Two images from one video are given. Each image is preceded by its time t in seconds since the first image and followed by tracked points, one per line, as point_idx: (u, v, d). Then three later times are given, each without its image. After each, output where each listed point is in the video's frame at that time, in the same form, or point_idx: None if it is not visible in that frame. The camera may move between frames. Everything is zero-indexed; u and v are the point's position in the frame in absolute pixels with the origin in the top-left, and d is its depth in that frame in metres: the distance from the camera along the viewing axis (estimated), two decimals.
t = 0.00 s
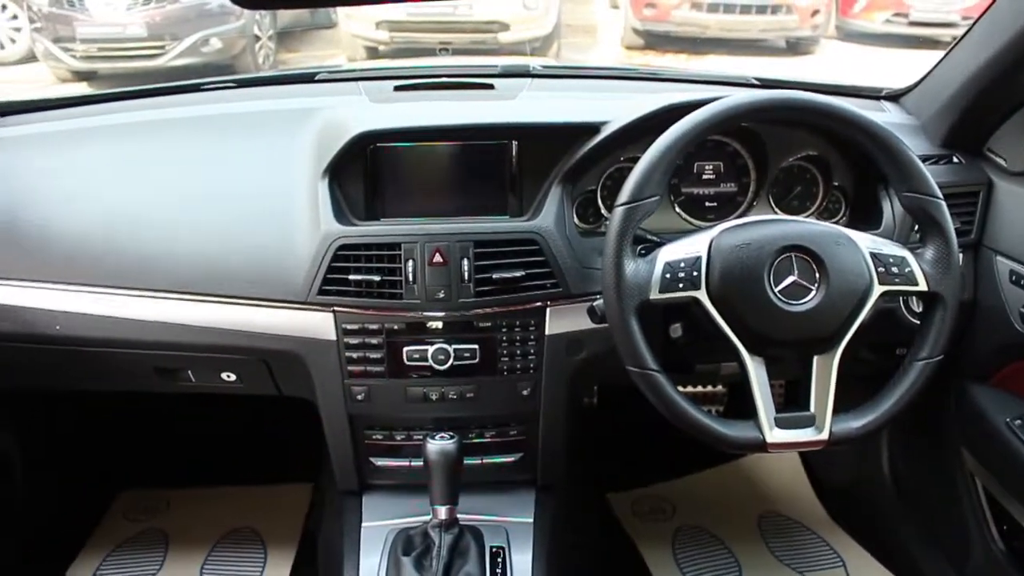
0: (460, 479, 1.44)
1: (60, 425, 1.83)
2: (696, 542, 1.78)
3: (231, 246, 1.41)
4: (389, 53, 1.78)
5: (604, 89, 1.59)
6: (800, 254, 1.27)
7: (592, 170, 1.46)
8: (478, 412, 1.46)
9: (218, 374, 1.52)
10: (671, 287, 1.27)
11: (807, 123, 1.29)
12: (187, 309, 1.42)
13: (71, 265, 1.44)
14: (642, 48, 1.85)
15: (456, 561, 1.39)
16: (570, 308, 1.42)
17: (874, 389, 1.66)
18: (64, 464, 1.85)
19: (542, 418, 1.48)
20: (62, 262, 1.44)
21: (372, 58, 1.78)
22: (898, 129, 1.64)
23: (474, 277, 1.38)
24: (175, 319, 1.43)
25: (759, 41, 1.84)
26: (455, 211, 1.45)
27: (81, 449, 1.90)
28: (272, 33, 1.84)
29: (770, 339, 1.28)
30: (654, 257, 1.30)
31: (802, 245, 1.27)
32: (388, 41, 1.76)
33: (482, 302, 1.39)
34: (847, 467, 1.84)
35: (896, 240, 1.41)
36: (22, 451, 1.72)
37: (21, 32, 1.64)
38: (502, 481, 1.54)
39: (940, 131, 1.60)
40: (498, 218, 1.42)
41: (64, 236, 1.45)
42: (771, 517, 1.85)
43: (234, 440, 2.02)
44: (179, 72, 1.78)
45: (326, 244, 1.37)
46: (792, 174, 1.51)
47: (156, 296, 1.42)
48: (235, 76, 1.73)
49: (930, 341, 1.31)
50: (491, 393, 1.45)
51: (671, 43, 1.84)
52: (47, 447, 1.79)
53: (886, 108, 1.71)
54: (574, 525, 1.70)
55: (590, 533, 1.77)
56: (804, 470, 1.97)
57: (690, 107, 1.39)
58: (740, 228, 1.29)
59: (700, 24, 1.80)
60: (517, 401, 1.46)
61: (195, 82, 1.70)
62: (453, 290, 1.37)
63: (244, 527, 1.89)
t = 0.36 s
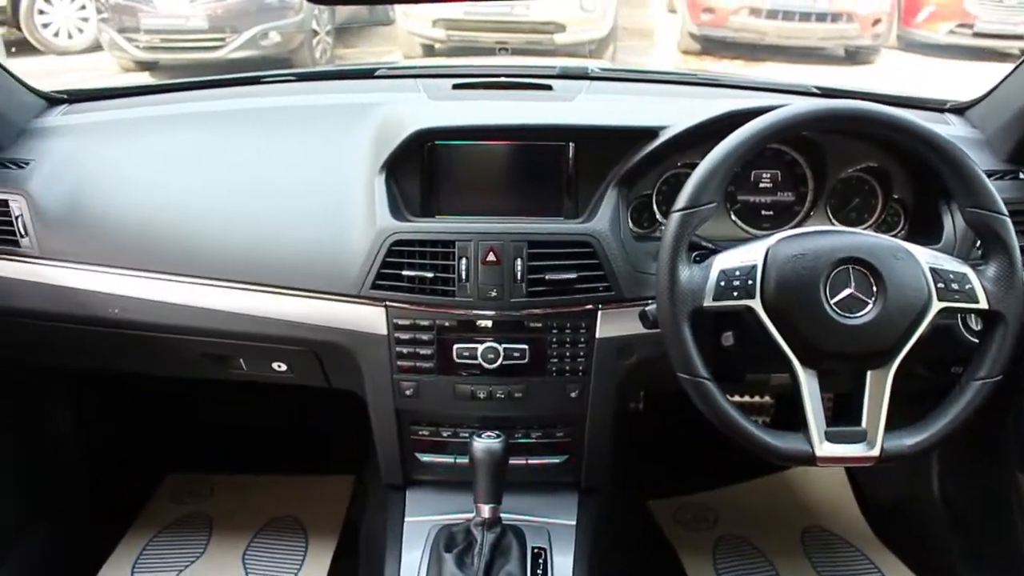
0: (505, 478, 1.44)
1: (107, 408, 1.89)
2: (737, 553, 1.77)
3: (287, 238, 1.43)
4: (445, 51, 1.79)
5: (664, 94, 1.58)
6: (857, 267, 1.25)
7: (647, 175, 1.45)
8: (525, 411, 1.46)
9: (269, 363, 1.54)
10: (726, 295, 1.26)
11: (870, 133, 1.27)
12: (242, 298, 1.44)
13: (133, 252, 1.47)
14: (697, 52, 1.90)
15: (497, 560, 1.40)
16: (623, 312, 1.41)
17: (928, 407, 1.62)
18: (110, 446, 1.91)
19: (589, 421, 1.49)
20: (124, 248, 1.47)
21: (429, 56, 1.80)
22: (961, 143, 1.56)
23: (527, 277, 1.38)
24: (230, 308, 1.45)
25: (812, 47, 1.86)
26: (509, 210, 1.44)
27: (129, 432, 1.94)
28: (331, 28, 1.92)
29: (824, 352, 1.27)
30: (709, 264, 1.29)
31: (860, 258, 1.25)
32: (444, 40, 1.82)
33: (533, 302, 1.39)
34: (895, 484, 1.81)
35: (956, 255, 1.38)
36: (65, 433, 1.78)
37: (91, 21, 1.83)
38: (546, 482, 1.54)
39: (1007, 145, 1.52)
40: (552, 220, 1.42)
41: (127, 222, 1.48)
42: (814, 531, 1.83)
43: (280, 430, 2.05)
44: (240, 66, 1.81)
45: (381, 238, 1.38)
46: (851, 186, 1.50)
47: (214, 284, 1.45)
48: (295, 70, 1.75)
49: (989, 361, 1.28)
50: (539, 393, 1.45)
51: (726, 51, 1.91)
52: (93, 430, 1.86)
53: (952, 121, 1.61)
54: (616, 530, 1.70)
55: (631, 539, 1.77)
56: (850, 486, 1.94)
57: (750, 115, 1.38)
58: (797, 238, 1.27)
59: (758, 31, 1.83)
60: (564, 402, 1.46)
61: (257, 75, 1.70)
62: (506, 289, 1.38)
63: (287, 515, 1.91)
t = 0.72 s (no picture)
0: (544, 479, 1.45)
1: (153, 397, 1.91)
2: (773, 564, 1.75)
3: (336, 232, 1.44)
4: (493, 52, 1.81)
5: (717, 99, 1.56)
6: (910, 279, 1.23)
7: (697, 181, 1.44)
8: (566, 413, 1.46)
9: (313, 356, 1.55)
10: (773, 303, 1.25)
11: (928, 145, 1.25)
12: (290, 291, 1.46)
13: (184, 241, 1.49)
14: (748, 58, 1.85)
15: (534, 561, 1.40)
16: (668, 318, 1.41)
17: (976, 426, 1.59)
18: (154, 432, 1.94)
19: (630, 424, 1.48)
20: (177, 237, 1.49)
21: (477, 56, 1.81)
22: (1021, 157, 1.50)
23: (573, 279, 1.38)
24: (277, 300, 1.47)
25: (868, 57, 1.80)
26: (557, 211, 1.44)
27: (174, 417, 1.98)
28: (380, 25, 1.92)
29: (872, 364, 1.25)
30: (758, 272, 1.27)
31: (912, 270, 1.23)
32: (494, 39, 1.88)
33: (579, 304, 1.39)
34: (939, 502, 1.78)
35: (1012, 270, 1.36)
36: (111, 420, 1.82)
37: (145, 14, 1.85)
38: (585, 484, 1.54)
39: None
40: (600, 222, 1.41)
41: (180, 212, 1.50)
42: (853, 545, 1.81)
43: (320, 422, 2.07)
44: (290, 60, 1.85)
45: (430, 235, 1.39)
46: (904, 197, 1.47)
47: (263, 276, 1.47)
48: (348, 66, 1.76)
49: None
50: (581, 395, 1.45)
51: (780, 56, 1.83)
52: (138, 417, 1.89)
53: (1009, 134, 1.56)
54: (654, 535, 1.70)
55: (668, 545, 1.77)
56: (891, 500, 1.92)
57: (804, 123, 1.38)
58: (849, 248, 1.26)
59: (808, 38, 1.78)
60: (606, 406, 1.46)
61: (311, 70, 1.72)
62: (552, 290, 1.38)
63: (325, 507, 1.94)
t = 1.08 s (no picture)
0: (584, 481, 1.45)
1: (202, 383, 1.95)
2: None
3: (385, 227, 1.45)
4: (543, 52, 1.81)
5: (772, 106, 1.55)
6: (964, 294, 1.21)
7: (748, 188, 1.43)
8: (609, 417, 1.46)
9: (359, 350, 1.57)
10: (823, 314, 1.23)
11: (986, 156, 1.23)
12: (339, 285, 1.47)
13: (236, 232, 1.51)
14: (801, 66, 1.79)
15: (572, 563, 1.40)
16: (716, 325, 1.40)
17: None
18: (200, 419, 1.98)
19: (673, 430, 1.48)
20: (229, 229, 1.52)
21: (528, 55, 1.82)
22: None
23: (621, 282, 1.37)
24: (325, 293, 1.48)
25: (927, 68, 1.71)
26: (606, 214, 1.43)
27: (219, 405, 2.01)
28: (433, 23, 1.93)
29: (922, 379, 1.23)
30: (809, 281, 1.25)
31: (966, 285, 1.21)
32: (545, 40, 1.82)
33: (625, 308, 1.38)
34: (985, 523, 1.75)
35: None
36: (161, 405, 1.85)
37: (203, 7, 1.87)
38: (626, 489, 1.54)
39: None
40: (650, 226, 1.41)
41: (233, 204, 1.52)
42: (894, 563, 1.78)
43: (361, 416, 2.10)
44: (341, 55, 1.85)
45: (479, 233, 1.39)
46: (960, 211, 1.43)
47: (313, 269, 1.48)
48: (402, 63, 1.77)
49: None
50: (624, 399, 1.45)
51: (830, 63, 1.78)
52: (186, 405, 1.92)
53: None
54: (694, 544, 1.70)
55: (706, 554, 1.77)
56: (935, 517, 1.88)
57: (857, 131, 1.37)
58: (903, 261, 1.24)
59: (863, 46, 1.70)
60: (650, 411, 1.46)
61: (365, 67, 1.73)
62: (599, 293, 1.37)
63: (364, 500, 1.95)
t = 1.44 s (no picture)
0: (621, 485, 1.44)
1: (242, 373, 1.98)
2: None
3: (429, 225, 1.46)
4: (588, 53, 1.79)
5: (822, 114, 1.53)
6: (1014, 309, 1.19)
7: (796, 196, 1.41)
8: (647, 421, 1.46)
9: (400, 346, 1.58)
10: (869, 325, 1.22)
11: None
12: (382, 281, 1.48)
13: (282, 225, 1.53)
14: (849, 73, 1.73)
15: (606, 567, 1.40)
16: (758, 333, 1.39)
17: None
18: (238, 409, 2.01)
19: (710, 437, 1.47)
20: (275, 221, 1.53)
21: (571, 56, 1.80)
22: None
23: (664, 287, 1.37)
24: (368, 289, 1.49)
25: (980, 78, 1.63)
26: (651, 218, 1.43)
27: (258, 396, 2.04)
28: (480, 22, 1.82)
29: (968, 396, 1.21)
30: (855, 291, 1.24)
31: (1017, 300, 1.19)
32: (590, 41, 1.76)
33: (668, 313, 1.37)
34: None
35: None
36: (202, 394, 1.88)
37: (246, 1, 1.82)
38: (661, 495, 1.53)
39: None
40: (695, 232, 1.40)
41: (280, 197, 1.54)
42: None
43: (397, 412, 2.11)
44: (387, 51, 1.86)
45: (523, 234, 1.40)
46: (1012, 225, 1.41)
47: (356, 265, 1.49)
48: (448, 62, 1.77)
49: None
50: (663, 405, 1.44)
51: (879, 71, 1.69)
52: (225, 394, 1.95)
53: None
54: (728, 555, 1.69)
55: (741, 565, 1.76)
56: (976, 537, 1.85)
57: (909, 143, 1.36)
58: (952, 273, 1.22)
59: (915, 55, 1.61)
60: (689, 417, 1.45)
61: (413, 64, 1.74)
62: (642, 297, 1.37)
63: (398, 495, 1.97)
